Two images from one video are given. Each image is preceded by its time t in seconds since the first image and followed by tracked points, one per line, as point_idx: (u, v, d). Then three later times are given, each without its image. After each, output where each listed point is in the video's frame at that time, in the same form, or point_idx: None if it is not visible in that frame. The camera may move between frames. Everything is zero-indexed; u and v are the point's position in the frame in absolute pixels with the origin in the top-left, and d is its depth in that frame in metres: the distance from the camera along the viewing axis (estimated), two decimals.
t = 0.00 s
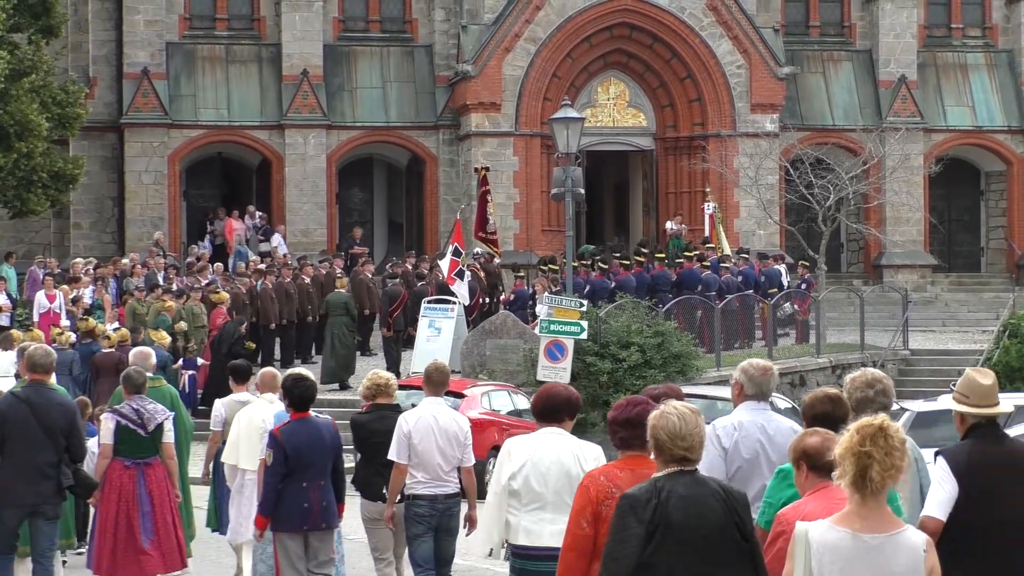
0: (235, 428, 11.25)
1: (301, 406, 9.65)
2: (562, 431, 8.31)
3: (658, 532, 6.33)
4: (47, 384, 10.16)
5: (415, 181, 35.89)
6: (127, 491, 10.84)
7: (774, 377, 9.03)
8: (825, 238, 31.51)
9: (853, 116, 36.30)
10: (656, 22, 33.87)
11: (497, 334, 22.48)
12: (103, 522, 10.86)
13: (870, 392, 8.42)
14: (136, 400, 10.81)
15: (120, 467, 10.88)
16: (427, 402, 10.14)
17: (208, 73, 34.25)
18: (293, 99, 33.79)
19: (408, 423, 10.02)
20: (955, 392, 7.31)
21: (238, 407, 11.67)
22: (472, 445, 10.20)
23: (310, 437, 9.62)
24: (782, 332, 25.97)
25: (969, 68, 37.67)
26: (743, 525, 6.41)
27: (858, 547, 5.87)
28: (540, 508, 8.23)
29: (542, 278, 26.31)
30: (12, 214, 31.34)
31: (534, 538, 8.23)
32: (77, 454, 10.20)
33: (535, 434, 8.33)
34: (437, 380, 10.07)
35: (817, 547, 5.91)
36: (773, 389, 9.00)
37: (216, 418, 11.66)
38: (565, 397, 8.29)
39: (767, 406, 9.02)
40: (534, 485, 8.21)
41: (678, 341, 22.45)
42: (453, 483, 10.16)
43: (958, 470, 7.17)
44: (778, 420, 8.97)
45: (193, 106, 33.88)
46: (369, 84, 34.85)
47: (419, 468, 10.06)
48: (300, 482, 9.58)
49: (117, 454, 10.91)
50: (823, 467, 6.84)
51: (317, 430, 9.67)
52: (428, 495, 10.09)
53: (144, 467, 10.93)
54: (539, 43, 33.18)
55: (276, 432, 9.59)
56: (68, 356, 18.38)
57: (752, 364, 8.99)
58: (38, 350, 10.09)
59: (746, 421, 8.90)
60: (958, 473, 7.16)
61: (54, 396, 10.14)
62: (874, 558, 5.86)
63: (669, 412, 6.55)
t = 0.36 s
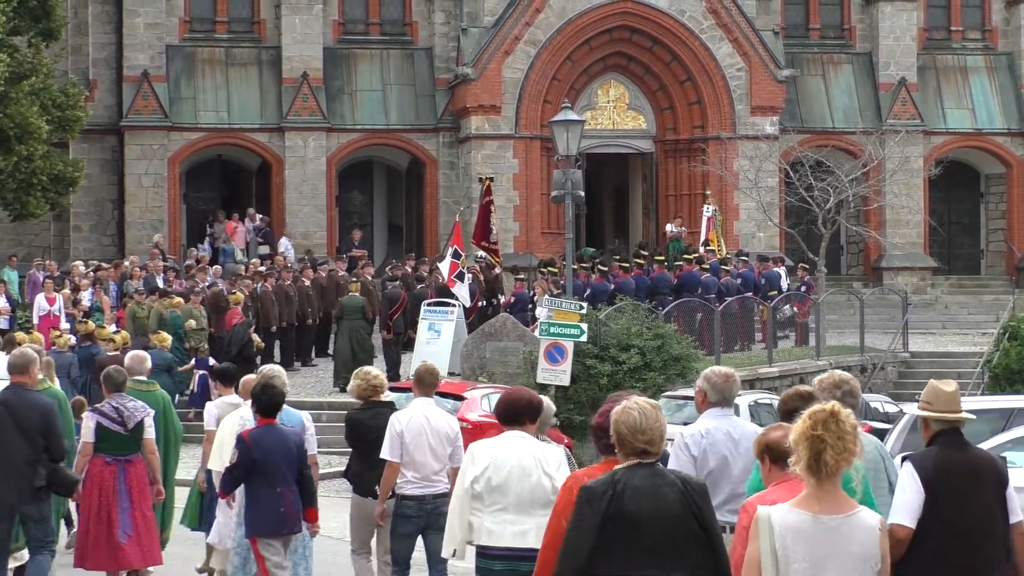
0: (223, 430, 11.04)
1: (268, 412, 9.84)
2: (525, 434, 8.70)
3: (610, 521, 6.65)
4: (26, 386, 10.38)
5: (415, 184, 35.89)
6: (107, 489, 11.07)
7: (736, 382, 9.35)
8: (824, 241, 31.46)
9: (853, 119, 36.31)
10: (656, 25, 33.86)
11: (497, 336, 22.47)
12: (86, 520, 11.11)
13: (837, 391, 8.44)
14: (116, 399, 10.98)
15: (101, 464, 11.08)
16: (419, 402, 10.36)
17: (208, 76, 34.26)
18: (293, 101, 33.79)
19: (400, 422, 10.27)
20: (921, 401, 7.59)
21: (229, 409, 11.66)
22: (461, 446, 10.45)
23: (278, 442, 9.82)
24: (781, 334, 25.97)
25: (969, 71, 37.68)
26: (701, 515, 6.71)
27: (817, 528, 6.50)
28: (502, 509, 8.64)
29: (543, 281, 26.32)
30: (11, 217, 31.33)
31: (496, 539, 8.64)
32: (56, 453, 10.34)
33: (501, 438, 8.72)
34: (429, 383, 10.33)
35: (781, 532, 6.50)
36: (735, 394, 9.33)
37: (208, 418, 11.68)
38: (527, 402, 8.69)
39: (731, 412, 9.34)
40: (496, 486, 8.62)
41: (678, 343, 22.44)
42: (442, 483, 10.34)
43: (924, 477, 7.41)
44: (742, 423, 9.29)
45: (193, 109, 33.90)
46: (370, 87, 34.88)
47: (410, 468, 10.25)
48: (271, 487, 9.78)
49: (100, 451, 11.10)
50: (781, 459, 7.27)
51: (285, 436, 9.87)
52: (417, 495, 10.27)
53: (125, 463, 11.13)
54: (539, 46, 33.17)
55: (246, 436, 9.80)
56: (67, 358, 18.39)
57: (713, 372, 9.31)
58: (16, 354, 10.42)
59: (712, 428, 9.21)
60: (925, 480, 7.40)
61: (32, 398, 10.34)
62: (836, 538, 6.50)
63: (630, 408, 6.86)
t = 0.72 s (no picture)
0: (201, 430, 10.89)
1: (230, 405, 10.08)
2: (497, 436, 8.93)
3: (588, 519, 6.91)
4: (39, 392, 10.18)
5: (415, 185, 35.88)
6: (98, 491, 11.11)
7: (706, 378, 9.33)
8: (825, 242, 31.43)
9: (853, 120, 36.30)
10: (656, 26, 33.85)
11: (497, 337, 22.49)
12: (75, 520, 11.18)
13: (812, 389, 8.35)
14: (107, 404, 10.90)
15: (92, 467, 11.11)
16: (392, 402, 10.32)
17: (209, 77, 34.27)
18: (293, 102, 33.79)
19: (375, 423, 10.24)
20: (881, 394, 7.93)
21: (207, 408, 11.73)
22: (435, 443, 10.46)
23: (240, 436, 10.06)
24: (781, 336, 25.98)
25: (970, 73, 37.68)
26: (673, 517, 6.96)
27: (771, 533, 6.45)
28: (476, 508, 8.87)
29: (543, 282, 26.32)
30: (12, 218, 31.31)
31: (472, 538, 8.86)
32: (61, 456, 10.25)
33: (473, 440, 8.94)
34: (400, 382, 10.29)
35: (734, 533, 6.46)
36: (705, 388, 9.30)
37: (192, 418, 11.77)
38: (497, 403, 8.90)
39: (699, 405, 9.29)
40: (469, 487, 8.85)
41: (678, 345, 22.42)
42: (417, 481, 10.38)
43: (892, 467, 7.68)
44: (710, 418, 9.24)
45: (193, 110, 33.89)
46: (370, 89, 34.88)
47: (385, 468, 10.28)
48: (231, 478, 10.05)
49: (90, 454, 11.10)
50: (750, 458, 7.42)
51: (246, 429, 10.11)
52: (393, 492, 10.31)
53: (115, 466, 11.16)
54: (539, 47, 33.16)
55: (210, 427, 10.03)
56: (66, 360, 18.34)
57: (684, 367, 9.29)
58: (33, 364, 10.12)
59: (680, 421, 9.15)
60: (893, 469, 7.68)
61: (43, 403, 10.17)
62: (788, 541, 6.44)
63: (610, 408, 7.11)
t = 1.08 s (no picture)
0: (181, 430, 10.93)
1: (189, 403, 10.20)
2: (475, 431, 8.87)
3: (557, 518, 6.94)
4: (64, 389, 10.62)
5: (413, 187, 35.88)
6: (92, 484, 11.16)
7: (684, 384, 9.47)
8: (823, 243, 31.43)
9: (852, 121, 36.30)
10: (654, 27, 33.83)
11: (496, 338, 22.50)
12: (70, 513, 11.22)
13: (777, 396, 8.39)
14: (102, 397, 11.07)
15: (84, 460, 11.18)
16: (370, 403, 10.30)
17: (207, 78, 34.27)
18: (292, 103, 33.78)
19: (353, 423, 10.23)
20: (827, 399, 7.97)
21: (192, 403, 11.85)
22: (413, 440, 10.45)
23: (198, 433, 10.18)
24: (779, 337, 25.97)
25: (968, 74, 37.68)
26: (636, 512, 7.01)
27: (728, 518, 6.69)
28: (454, 501, 8.82)
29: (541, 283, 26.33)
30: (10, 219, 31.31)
31: (448, 530, 8.81)
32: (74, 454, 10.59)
33: (452, 434, 8.88)
34: (379, 385, 10.22)
35: (695, 514, 6.71)
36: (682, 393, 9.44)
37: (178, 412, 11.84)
38: (478, 400, 8.84)
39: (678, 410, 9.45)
40: (447, 481, 8.79)
41: (676, 346, 22.41)
42: (396, 479, 10.40)
43: (836, 472, 7.74)
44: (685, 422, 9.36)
45: (192, 111, 33.89)
46: (368, 89, 34.88)
47: (364, 466, 10.29)
48: (188, 473, 10.17)
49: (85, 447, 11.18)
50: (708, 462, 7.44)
51: (204, 426, 10.22)
52: (373, 492, 10.33)
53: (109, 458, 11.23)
54: (538, 48, 33.16)
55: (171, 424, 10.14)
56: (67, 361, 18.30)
57: (662, 371, 9.43)
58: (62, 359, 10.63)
59: (656, 422, 9.29)
60: (835, 473, 7.73)
61: (63, 401, 10.59)
62: (745, 525, 6.67)
63: (571, 412, 7.20)
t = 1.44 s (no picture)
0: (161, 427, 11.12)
1: (166, 407, 10.35)
2: (446, 434, 8.78)
3: (517, 507, 7.14)
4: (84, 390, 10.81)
5: (411, 187, 35.88)
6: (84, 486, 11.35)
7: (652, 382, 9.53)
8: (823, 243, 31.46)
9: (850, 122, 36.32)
10: (653, 27, 33.83)
11: (495, 338, 22.48)
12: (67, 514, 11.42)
13: (746, 389, 8.47)
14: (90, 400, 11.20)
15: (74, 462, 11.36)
16: (352, 401, 10.37)
17: (206, 77, 34.26)
18: (291, 103, 33.79)
19: (338, 420, 10.29)
20: (800, 399, 7.98)
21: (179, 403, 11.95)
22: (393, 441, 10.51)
23: (173, 438, 10.35)
24: (778, 338, 25.97)
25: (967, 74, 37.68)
26: (596, 501, 7.19)
27: (699, 522, 6.62)
28: (424, 502, 8.74)
29: (541, 282, 26.34)
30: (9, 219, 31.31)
31: (418, 530, 8.74)
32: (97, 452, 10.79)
33: (423, 437, 8.81)
34: (360, 381, 10.30)
35: (666, 521, 6.64)
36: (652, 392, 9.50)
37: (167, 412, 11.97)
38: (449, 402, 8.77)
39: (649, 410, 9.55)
40: (416, 482, 8.73)
41: (676, 346, 22.40)
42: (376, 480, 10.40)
43: (803, 468, 7.73)
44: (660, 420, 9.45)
45: (191, 110, 33.88)
46: (367, 90, 34.88)
47: (348, 464, 10.33)
48: (163, 475, 10.35)
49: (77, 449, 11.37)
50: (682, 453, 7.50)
51: (178, 430, 10.39)
52: (354, 489, 10.35)
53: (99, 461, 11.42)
54: (537, 48, 33.17)
55: (147, 427, 10.30)
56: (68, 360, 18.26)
57: (629, 372, 9.50)
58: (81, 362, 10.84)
59: (628, 421, 9.36)
60: (801, 469, 7.74)
61: (87, 401, 10.79)
62: (714, 530, 6.61)
63: (531, 406, 7.40)
